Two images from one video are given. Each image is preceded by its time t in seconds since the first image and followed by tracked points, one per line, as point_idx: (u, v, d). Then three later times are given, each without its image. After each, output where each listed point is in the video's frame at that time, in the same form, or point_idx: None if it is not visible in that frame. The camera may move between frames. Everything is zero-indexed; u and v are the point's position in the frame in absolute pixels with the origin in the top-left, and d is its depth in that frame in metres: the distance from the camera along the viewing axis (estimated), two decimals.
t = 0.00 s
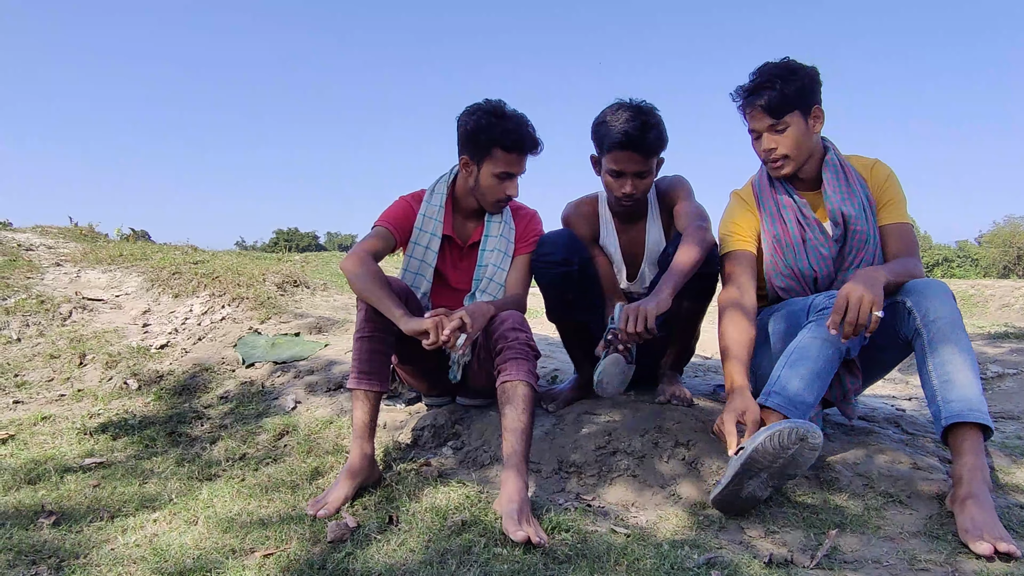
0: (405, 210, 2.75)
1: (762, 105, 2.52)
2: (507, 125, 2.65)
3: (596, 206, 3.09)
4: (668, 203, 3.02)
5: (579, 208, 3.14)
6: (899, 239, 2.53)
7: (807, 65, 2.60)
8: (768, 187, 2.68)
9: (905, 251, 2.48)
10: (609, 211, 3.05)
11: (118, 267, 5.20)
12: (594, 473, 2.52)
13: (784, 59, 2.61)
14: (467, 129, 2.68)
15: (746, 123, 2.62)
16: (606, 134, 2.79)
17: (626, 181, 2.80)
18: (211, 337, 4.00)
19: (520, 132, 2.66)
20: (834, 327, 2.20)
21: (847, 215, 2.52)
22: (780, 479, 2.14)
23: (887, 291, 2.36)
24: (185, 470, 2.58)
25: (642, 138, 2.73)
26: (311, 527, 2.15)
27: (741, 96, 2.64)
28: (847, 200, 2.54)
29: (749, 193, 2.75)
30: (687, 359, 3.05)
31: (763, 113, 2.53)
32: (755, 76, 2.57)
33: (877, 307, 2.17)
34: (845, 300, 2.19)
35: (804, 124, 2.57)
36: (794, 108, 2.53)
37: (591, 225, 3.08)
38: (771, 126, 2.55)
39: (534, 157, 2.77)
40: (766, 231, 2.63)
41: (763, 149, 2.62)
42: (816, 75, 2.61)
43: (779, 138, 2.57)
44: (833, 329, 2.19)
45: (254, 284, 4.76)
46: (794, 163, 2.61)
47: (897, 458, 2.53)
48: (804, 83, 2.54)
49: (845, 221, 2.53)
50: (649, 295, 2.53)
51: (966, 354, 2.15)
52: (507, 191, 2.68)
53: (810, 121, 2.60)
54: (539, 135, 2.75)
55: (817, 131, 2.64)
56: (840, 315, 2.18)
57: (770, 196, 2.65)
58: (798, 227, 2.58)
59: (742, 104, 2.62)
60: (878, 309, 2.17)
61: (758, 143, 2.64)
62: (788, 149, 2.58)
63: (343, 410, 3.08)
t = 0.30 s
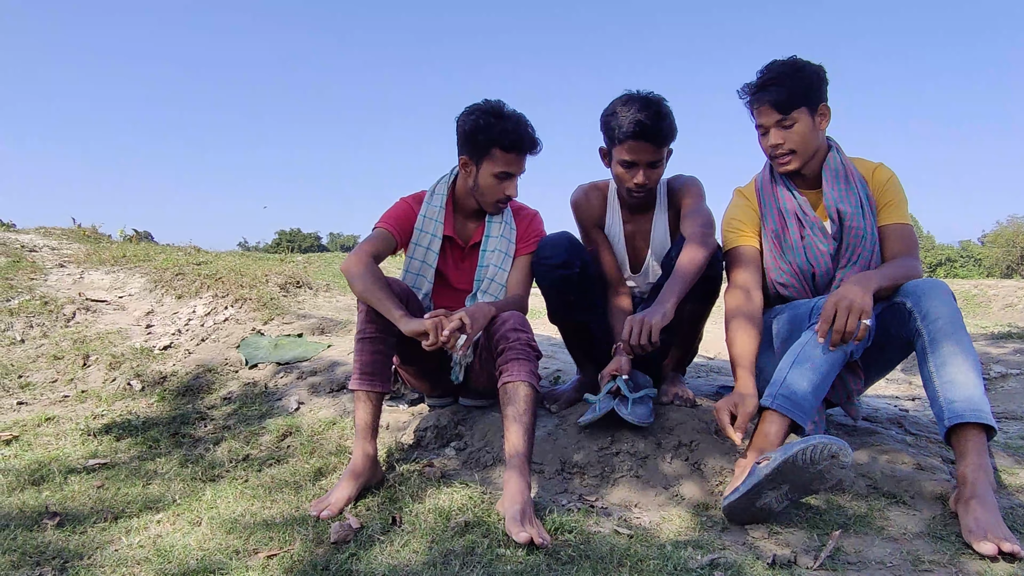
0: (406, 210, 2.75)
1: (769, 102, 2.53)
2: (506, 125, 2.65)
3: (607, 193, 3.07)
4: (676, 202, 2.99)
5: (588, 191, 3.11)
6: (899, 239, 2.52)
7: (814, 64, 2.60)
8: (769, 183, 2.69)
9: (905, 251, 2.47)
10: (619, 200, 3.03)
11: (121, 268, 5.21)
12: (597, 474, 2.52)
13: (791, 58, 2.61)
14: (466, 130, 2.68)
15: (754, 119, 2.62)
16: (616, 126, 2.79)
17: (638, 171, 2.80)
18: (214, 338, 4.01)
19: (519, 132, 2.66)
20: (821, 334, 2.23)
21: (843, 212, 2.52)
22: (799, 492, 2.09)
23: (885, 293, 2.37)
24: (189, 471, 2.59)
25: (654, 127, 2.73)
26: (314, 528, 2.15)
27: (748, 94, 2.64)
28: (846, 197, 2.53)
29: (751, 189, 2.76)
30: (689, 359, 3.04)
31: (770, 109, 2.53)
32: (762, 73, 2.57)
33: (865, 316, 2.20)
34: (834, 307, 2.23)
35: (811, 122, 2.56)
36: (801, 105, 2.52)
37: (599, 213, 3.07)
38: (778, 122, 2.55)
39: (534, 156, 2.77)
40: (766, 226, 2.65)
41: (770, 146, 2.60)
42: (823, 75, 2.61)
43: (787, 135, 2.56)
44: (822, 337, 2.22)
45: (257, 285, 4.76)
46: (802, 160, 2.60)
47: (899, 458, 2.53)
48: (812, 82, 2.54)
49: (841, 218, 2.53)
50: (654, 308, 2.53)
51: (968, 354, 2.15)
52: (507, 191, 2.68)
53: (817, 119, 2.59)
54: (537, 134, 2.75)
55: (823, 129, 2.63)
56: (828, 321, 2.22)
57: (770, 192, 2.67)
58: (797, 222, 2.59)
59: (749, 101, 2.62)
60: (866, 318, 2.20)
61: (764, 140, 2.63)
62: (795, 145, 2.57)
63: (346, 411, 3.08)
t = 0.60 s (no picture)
0: (406, 212, 2.75)
1: (782, 96, 2.56)
2: (505, 124, 2.65)
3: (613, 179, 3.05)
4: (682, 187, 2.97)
5: (592, 177, 3.11)
6: (902, 242, 2.51)
7: (839, 63, 2.60)
8: (777, 173, 2.70)
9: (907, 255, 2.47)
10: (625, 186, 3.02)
11: (124, 269, 5.21)
12: (599, 475, 2.52)
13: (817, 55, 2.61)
14: (464, 130, 2.69)
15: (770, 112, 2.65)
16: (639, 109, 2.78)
17: (676, 145, 2.82)
18: (217, 339, 4.01)
19: (519, 132, 2.66)
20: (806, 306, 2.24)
21: (844, 209, 2.52)
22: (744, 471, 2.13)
23: (884, 293, 2.36)
24: (192, 473, 2.59)
25: (670, 95, 2.80)
26: (317, 529, 2.16)
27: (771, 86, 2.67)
28: (850, 195, 2.53)
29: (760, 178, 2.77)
30: (693, 360, 3.02)
31: (782, 103, 2.56)
32: (783, 66, 2.59)
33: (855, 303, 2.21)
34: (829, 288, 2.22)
35: (822, 120, 2.56)
36: (815, 101, 2.53)
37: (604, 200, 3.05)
38: (789, 117, 2.57)
39: (533, 155, 2.77)
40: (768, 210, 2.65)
41: (779, 138, 2.62)
42: (846, 76, 2.60)
43: (795, 130, 2.57)
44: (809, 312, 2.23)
45: (259, 286, 4.76)
46: (806, 157, 2.60)
47: (902, 458, 2.53)
48: (831, 80, 2.54)
49: (841, 214, 2.53)
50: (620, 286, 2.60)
51: (969, 353, 2.15)
52: (505, 191, 2.68)
53: (829, 117, 2.57)
54: (534, 133, 2.74)
55: (837, 127, 2.61)
56: (818, 298, 2.22)
57: (777, 180, 2.67)
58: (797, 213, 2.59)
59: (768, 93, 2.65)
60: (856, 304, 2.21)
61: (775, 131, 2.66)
62: (802, 141, 2.57)
63: (348, 412, 3.09)
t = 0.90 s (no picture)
0: (408, 213, 2.76)
1: (796, 89, 2.54)
2: (504, 124, 2.66)
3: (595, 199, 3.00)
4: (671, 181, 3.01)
5: (571, 197, 3.07)
6: (902, 244, 2.50)
7: (857, 64, 2.58)
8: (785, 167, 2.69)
9: (904, 257, 2.46)
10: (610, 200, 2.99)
11: (126, 271, 5.22)
12: (602, 476, 2.52)
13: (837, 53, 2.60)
14: (463, 132, 2.70)
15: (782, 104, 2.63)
16: (633, 100, 2.78)
17: (669, 137, 2.83)
18: (219, 341, 4.02)
19: (519, 130, 2.66)
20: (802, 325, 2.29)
21: (847, 210, 2.52)
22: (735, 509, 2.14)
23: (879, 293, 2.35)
24: (194, 475, 2.59)
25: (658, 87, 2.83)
26: (319, 531, 2.16)
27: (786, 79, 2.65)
28: (854, 195, 2.53)
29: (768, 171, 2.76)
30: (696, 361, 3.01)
31: (795, 96, 2.55)
32: (803, 60, 2.57)
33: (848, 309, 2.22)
34: (817, 300, 2.26)
35: (833, 119, 2.55)
36: (828, 99, 2.52)
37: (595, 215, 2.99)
38: (800, 111, 2.56)
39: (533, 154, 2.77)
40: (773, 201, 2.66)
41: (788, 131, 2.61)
42: (864, 78, 2.58)
43: (804, 125, 2.56)
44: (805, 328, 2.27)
45: (261, 288, 4.77)
46: (811, 153, 2.59)
47: (904, 459, 2.52)
48: (847, 79, 2.52)
49: (844, 215, 2.53)
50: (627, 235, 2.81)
51: (964, 353, 2.15)
52: (508, 191, 2.68)
53: (841, 117, 2.56)
54: (534, 132, 2.75)
55: (847, 128, 2.59)
56: (809, 312, 2.27)
57: (785, 174, 2.67)
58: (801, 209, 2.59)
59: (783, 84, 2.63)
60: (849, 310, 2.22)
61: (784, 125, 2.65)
62: (810, 137, 2.56)
63: (351, 414, 3.09)
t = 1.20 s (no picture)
0: (408, 216, 2.76)
1: (803, 89, 2.54)
2: (502, 124, 2.66)
3: (585, 201, 3.00)
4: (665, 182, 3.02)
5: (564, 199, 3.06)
6: (902, 246, 2.50)
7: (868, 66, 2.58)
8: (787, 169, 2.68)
9: (905, 259, 2.46)
10: (600, 201, 2.99)
11: (126, 273, 5.22)
12: (602, 478, 2.52)
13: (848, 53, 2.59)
14: (461, 134, 2.70)
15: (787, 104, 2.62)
16: (625, 97, 2.79)
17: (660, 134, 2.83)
18: (220, 343, 4.02)
19: (517, 130, 2.66)
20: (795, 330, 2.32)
21: (851, 216, 2.53)
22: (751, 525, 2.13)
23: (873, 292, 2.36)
24: (195, 477, 2.59)
25: (648, 84, 2.83)
26: (320, 533, 2.16)
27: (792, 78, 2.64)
28: (858, 201, 2.53)
29: (769, 173, 2.75)
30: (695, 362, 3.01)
31: (802, 96, 2.55)
32: (811, 58, 2.56)
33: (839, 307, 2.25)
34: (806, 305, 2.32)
35: (840, 121, 2.54)
36: (835, 100, 2.51)
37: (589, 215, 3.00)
38: (806, 111, 2.55)
39: (534, 154, 2.78)
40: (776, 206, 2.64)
41: (793, 131, 2.60)
42: (873, 80, 2.58)
43: (810, 125, 2.56)
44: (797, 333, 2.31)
45: (262, 289, 4.77)
46: (815, 154, 2.58)
47: (905, 461, 2.52)
48: (855, 80, 2.51)
49: (847, 220, 2.53)
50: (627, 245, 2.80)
51: (960, 355, 2.14)
52: (511, 191, 2.69)
53: (847, 119, 2.55)
54: (533, 131, 2.75)
55: (853, 131, 2.59)
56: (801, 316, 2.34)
57: (787, 176, 2.65)
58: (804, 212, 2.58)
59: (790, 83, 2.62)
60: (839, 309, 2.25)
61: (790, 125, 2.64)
62: (815, 137, 2.56)
63: (351, 416, 3.09)
